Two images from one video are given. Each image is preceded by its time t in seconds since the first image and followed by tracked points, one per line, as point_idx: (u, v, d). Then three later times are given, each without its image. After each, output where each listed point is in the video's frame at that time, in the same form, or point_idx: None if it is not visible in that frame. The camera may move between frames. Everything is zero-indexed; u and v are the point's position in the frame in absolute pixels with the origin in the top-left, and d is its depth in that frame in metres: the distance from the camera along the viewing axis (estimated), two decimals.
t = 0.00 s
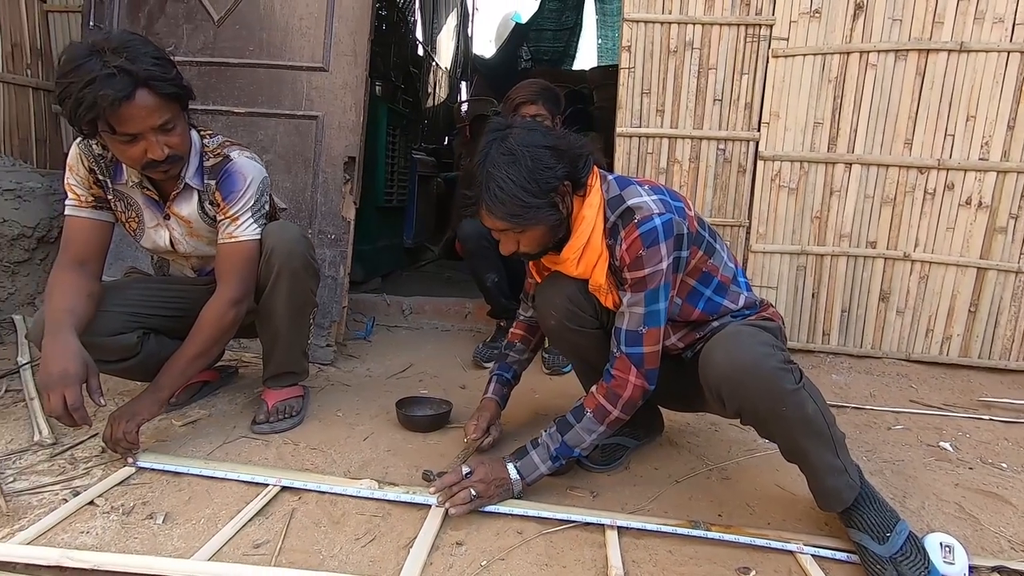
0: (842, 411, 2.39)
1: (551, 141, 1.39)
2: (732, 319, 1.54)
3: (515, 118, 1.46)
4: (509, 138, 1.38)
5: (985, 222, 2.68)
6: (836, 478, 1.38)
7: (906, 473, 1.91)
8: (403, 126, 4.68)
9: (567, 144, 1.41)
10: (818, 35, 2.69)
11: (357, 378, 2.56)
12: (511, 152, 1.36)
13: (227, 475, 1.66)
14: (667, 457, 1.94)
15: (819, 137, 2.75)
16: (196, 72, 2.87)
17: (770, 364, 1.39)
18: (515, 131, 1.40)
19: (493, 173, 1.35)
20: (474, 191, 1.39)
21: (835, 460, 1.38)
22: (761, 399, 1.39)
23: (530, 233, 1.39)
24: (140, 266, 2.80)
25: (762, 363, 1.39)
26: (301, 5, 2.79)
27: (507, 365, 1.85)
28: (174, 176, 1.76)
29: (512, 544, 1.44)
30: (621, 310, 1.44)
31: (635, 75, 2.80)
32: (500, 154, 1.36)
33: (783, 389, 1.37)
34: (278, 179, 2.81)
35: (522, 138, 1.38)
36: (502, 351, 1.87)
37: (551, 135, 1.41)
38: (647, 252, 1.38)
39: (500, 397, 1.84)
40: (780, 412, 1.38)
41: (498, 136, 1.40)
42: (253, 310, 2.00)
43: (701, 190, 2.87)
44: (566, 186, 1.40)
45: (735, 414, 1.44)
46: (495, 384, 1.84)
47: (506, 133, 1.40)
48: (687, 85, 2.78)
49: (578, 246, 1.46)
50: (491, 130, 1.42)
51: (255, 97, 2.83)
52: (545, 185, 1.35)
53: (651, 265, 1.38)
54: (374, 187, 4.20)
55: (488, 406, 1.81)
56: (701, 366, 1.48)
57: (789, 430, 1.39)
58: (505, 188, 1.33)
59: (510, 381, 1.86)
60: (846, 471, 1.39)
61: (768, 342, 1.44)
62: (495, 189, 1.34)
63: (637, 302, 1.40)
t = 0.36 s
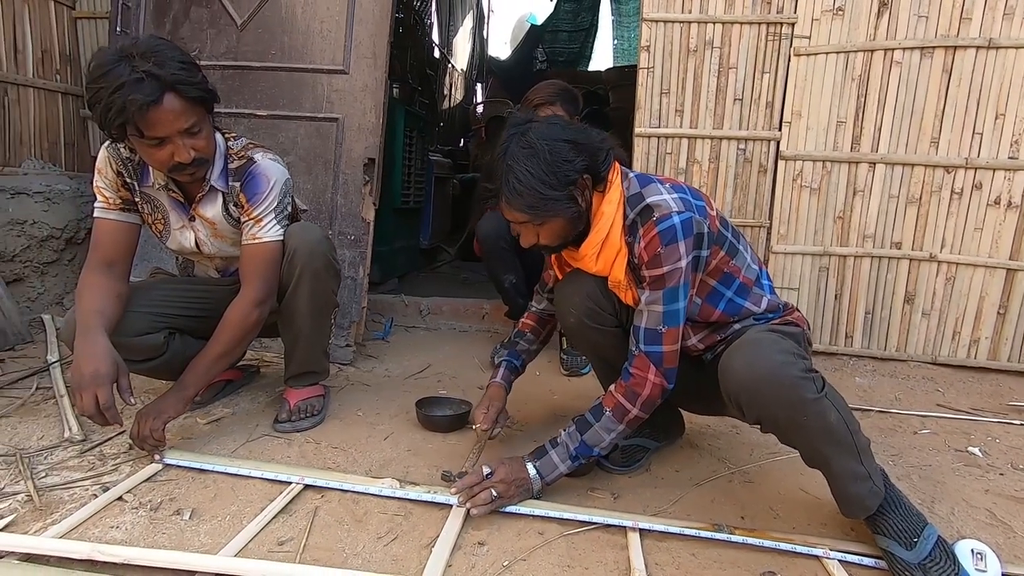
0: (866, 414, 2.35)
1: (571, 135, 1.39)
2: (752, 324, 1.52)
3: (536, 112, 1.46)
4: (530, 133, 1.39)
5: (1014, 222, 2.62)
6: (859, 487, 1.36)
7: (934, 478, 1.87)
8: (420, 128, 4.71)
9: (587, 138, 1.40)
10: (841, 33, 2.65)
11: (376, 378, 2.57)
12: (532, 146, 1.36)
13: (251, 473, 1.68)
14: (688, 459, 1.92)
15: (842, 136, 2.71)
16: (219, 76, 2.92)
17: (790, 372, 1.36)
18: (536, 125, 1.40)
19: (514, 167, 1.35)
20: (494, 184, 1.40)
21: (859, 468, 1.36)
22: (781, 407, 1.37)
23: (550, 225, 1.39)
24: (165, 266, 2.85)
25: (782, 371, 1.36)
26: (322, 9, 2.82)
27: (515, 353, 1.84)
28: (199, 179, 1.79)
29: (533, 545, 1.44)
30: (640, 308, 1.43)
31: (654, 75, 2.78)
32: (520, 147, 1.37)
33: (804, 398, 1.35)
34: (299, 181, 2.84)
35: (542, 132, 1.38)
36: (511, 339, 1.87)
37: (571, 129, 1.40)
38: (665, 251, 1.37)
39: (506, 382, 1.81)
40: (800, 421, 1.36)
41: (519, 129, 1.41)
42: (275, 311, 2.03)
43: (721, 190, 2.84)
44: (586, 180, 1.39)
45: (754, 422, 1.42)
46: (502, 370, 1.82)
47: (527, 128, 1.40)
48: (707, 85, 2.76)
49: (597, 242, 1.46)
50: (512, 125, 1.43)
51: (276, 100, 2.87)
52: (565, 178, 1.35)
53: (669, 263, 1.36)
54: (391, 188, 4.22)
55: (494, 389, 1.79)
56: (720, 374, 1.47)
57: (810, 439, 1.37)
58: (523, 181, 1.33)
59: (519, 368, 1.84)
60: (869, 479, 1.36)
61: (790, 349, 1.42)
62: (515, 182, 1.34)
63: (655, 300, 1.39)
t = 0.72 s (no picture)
0: (884, 419, 2.32)
1: (600, 122, 1.39)
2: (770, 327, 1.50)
3: (566, 99, 1.46)
4: (559, 116, 1.39)
5: None
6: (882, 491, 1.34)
7: (955, 485, 1.84)
8: (434, 129, 4.73)
9: (615, 128, 1.41)
10: (860, 33, 2.62)
11: (389, 378, 2.59)
12: (560, 128, 1.37)
13: (267, 471, 1.70)
14: (702, 462, 1.91)
15: (860, 138, 2.68)
16: (237, 78, 2.95)
17: (814, 374, 1.35)
18: (566, 110, 1.40)
19: (540, 146, 1.35)
20: (519, 162, 1.39)
21: (882, 472, 1.34)
22: (804, 409, 1.36)
23: (573, 209, 1.38)
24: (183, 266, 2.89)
25: (806, 373, 1.35)
26: (338, 11, 2.84)
27: (566, 345, 1.86)
28: (217, 180, 1.81)
29: (547, 546, 1.44)
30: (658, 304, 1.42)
31: (669, 76, 2.77)
32: (547, 129, 1.37)
33: (828, 401, 1.33)
34: (315, 181, 2.86)
35: (572, 116, 1.39)
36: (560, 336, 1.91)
37: (602, 117, 1.41)
38: (688, 246, 1.36)
39: (558, 373, 1.82)
40: (823, 423, 1.35)
41: (548, 112, 1.41)
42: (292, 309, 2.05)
43: (736, 192, 2.81)
44: (612, 168, 1.39)
45: (776, 423, 1.41)
46: (553, 362, 1.84)
47: (558, 111, 1.40)
48: (723, 86, 2.74)
49: (618, 233, 1.46)
50: (542, 108, 1.43)
51: (292, 102, 2.90)
52: (590, 162, 1.34)
53: (690, 258, 1.36)
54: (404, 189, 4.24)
55: (545, 380, 1.79)
56: (742, 374, 1.45)
57: (833, 441, 1.35)
58: (550, 160, 1.33)
59: (571, 361, 1.85)
60: (892, 483, 1.35)
61: (813, 350, 1.40)
62: (540, 161, 1.34)
63: (675, 295, 1.38)
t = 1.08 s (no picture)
0: (895, 423, 2.29)
1: (599, 135, 1.40)
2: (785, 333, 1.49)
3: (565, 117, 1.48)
4: (558, 132, 1.40)
5: None
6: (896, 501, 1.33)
7: (967, 491, 1.81)
8: (442, 130, 4.74)
9: (614, 140, 1.41)
10: (872, 33, 2.60)
11: (396, 379, 2.59)
12: (559, 143, 1.37)
13: (275, 470, 1.71)
14: (710, 466, 1.89)
15: (871, 138, 2.65)
16: (247, 80, 2.98)
17: (826, 383, 1.34)
18: (564, 125, 1.41)
19: (540, 162, 1.36)
20: (520, 180, 1.40)
21: (895, 482, 1.33)
22: (816, 418, 1.34)
23: (575, 222, 1.38)
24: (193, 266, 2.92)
25: (819, 382, 1.34)
26: (348, 13, 2.86)
27: (582, 381, 1.84)
28: (228, 181, 1.82)
29: (553, 548, 1.43)
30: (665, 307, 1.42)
31: (678, 77, 2.75)
32: (547, 145, 1.38)
33: (841, 410, 1.32)
34: (323, 182, 2.88)
35: (570, 132, 1.39)
36: (575, 367, 1.88)
37: (599, 131, 1.42)
38: (692, 246, 1.35)
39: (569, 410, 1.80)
40: (836, 433, 1.33)
41: (545, 130, 1.42)
42: (301, 311, 2.06)
43: (745, 193, 2.80)
44: (613, 180, 1.39)
45: (787, 433, 1.40)
46: (568, 397, 1.82)
47: (556, 127, 1.41)
48: (732, 87, 2.72)
49: (625, 238, 1.46)
50: (540, 126, 1.45)
51: (302, 104, 2.91)
52: (591, 175, 1.34)
53: (695, 258, 1.35)
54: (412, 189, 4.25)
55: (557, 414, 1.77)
56: (753, 383, 1.44)
57: (846, 451, 1.34)
58: (550, 175, 1.33)
59: (584, 400, 1.84)
60: (905, 493, 1.33)
61: (826, 359, 1.39)
62: (541, 176, 1.34)
63: (680, 296, 1.37)
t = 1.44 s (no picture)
0: (902, 426, 2.27)
1: (601, 138, 1.40)
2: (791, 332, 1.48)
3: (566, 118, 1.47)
4: (560, 135, 1.39)
5: None
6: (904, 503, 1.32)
7: (976, 494, 1.80)
8: (447, 131, 4.74)
9: (616, 142, 1.41)
10: (879, 33, 2.58)
11: (401, 379, 2.59)
12: (562, 146, 1.37)
13: (280, 470, 1.71)
14: (716, 467, 1.89)
15: (878, 138, 2.63)
16: (254, 81, 2.99)
17: (832, 383, 1.33)
18: (566, 128, 1.41)
19: (543, 165, 1.35)
20: (523, 183, 1.39)
21: (902, 483, 1.32)
22: (821, 419, 1.34)
23: (579, 225, 1.38)
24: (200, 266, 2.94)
25: (824, 381, 1.33)
26: (354, 14, 2.87)
27: (582, 383, 1.83)
28: (235, 182, 1.83)
29: (558, 550, 1.43)
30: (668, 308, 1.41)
31: (684, 77, 2.75)
32: (549, 148, 1.37)
33: (847, 410, 1.31)
34: (329, 183, 2.89)
35: (572, 134, 1.39)
36: (576, 369, 1.86)
37: (601, 133, 1.42)
38: (696, 247, 1.35)
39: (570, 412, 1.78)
40: (841, 433, 1.33)
41: (547, 134, 1.42)
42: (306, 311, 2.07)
43: (751, 194, 2.78)
44: (616, 182, 1.39)
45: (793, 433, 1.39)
46: (570, 399, 1.79)
47: (558, 130, 1.41)
48: (738, 87, 2.71)
49: (628, 239, 1.45)
50: (541, 130, 1.45)
51: (308, 105, 2.93)
52: (594, 178, 1.34)
53: (699, 259, 1.35)
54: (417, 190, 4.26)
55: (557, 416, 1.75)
56: (758, 383, 1.44)
57: (852, 451, 1.33)
58: (553, 179, 1.33)
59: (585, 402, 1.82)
60: (912, 494, 1.32)
61: (832, 358, 1.38)
62: (544, 180, 1.34)
63: (684, 297, 1.37)
